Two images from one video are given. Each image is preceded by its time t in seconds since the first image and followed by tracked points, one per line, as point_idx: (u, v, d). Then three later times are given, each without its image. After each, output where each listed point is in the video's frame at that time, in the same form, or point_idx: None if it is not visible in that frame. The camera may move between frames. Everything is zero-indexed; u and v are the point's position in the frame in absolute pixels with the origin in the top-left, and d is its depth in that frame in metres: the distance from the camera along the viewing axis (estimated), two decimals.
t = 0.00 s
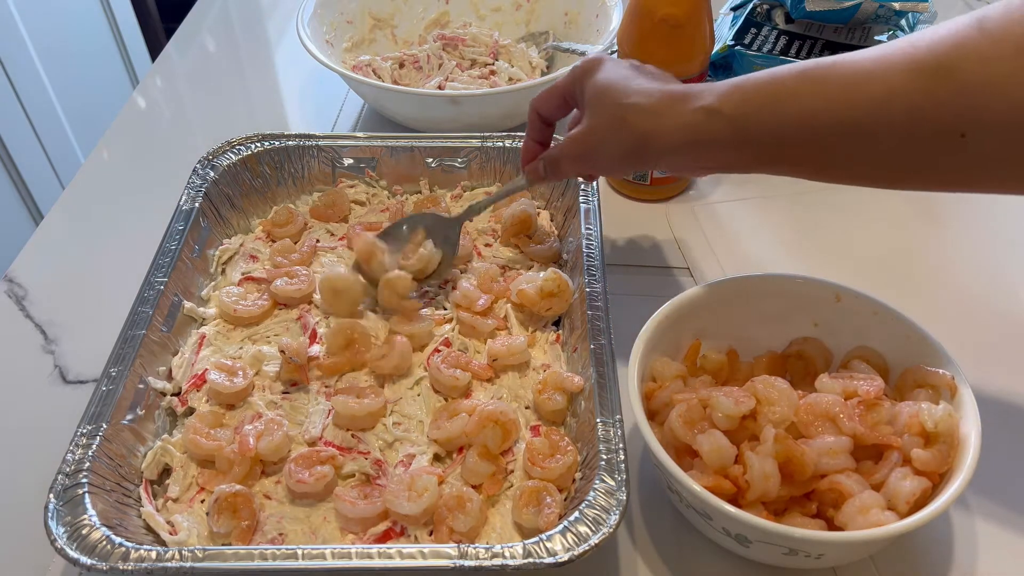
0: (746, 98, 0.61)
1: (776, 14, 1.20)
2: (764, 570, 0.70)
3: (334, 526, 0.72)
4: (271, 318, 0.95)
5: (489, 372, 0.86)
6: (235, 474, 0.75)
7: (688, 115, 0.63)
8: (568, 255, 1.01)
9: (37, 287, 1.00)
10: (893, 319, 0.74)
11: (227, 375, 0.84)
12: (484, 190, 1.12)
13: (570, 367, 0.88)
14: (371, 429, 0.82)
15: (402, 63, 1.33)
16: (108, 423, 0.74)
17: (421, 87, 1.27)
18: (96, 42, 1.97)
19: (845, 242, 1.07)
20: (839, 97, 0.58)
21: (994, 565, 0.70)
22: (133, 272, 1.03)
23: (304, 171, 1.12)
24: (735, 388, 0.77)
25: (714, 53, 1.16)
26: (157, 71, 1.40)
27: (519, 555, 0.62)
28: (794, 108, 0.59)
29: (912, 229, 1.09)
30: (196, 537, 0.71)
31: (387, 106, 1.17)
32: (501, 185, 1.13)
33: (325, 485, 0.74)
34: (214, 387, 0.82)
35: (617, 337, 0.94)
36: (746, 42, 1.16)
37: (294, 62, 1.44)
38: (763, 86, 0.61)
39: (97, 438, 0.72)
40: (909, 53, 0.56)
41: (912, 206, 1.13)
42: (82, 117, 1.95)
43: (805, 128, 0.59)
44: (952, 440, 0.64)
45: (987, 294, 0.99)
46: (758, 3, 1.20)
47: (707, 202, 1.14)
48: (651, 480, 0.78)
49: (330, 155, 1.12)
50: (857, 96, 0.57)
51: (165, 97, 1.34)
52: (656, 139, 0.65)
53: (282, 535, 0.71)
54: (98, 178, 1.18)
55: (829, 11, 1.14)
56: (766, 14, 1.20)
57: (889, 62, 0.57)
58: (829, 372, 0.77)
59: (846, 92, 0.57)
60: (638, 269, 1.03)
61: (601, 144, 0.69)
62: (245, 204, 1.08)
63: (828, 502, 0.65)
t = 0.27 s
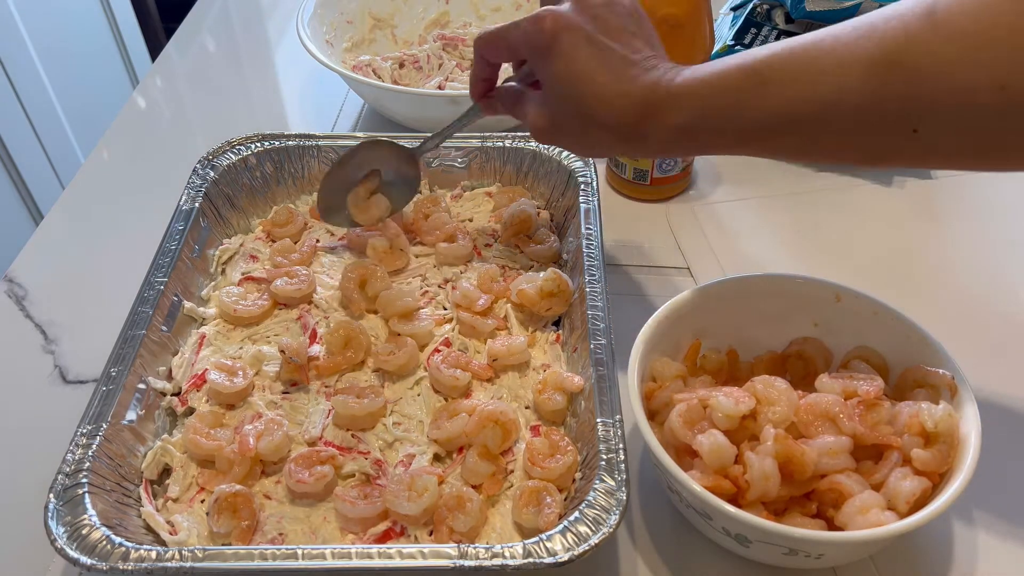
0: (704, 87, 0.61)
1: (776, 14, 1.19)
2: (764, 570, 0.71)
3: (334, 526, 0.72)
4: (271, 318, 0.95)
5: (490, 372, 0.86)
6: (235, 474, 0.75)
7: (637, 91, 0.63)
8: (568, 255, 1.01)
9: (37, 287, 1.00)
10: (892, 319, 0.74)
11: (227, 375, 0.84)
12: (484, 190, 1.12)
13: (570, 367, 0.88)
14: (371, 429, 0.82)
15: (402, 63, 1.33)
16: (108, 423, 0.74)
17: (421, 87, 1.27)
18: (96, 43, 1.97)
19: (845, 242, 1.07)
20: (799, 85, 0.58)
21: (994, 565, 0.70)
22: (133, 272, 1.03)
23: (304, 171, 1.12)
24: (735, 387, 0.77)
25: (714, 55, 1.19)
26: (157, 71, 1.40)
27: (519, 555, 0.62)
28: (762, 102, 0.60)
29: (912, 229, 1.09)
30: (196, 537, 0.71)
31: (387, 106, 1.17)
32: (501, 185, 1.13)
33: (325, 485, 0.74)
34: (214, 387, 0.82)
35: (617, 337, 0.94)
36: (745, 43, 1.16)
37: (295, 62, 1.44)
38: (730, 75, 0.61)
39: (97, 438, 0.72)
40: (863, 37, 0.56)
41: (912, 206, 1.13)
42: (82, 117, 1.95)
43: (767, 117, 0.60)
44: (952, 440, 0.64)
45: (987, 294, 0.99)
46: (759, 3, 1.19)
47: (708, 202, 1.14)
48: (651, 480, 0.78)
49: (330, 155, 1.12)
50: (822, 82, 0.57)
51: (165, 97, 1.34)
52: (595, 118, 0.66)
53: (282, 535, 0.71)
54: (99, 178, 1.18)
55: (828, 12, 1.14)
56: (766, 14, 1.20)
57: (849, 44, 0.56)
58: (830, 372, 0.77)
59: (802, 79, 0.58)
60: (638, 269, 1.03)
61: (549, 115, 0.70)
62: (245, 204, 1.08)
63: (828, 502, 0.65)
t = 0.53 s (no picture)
0: (783, 130, 0.53)
1: (775, 14, 1.20)
2: (764, 570, 0.71)
3: (334, 526, 0.72)
4: (271, 318, 0.95)
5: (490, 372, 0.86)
6: (235, 474, 0.75)
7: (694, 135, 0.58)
8: (568, 255, 1.01)
9: (37, 287, 1.00)
10: (892, 319, 0.75)
11: (227, 375, 0.84)
12: (484, 190, 1.12)
13: (570, 367, 0.88)
14: (371, 429, 0.82)
15: (402, 63, 1.33)
16: (108, 423, 0.74)
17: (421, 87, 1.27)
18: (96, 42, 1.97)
19: (845, 242, 1.07)
20: (868, 112, 0.52)
21: (993, 564, 0.70)
22: (133, 272, 1.03)
23: (304, 171, 1.12)
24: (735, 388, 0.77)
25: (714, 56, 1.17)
26: (157, 71, 1.40)
27: (519, 555, 0.62)
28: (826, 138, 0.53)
29: (912, 228, 1.09)
30: (196, 537, 0.71)
31: (387, 106, 1.17)
32: (501, 185, 1.13)
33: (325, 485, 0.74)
34: (214, 387, 0.82)
35: (617, 337, 0.94)
36: (745, 43, 1.16)
37: (295, 62, 1.44)
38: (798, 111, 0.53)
39: (97, 438, 0.72)
40: (940, 70, 0.52)
41: (912, 206, 1.13)
42: (82, 117, 1.95)
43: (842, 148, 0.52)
44: (952, 440, 0.64)
45: (987, 294, 0.99)
46: (758, 3, 1.20)
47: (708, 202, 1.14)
48: (651, 480, 0.78)
49: (330, 155, 1.12)
50: (892, 108, 0.52)
51: (165, 97, 1.34)
52: (731, 150, 0.54)
53: (282, 535, 0.71)
54: (98, 177, 1.18)
55: (828, 11, 1.14)
56: (766, 14, 1.21)
57: (930, 74, 0.52)
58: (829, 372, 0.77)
59: (886, 109, 0.52)
60: (638, 269, 1.03)
61: (675, 162, 0.57)
62: (245, 204, 1.08)
63: (828, 502, 0.65)
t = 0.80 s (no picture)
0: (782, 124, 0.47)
1: (776, 14, 1.20)
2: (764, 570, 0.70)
3: (334, 526, 0.72)
4: (271, 318, 0.95)
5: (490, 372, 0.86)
6: (235, 474, 0.75)
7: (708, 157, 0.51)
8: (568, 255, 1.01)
9: (37, 286, 1.00)
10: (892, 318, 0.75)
11: (227, 375, 0.84)
12: (484, 190, 1.12)
13: (570, 367, 0.88)
14: (371, 429, 0.82)
15: (402, 63, 1.33)
16: (108, 423, 0.74)
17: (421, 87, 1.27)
18: (96, 42, 1.97)
19: (845, 242, 1.07)
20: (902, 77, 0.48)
21: (993, 564, 0.70)
22: (132, 272, 1.03)
23: (304, 171, 1.12)
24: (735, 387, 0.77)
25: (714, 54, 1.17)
26: (157, 71, 1.40)
27: (519, 555, 0.62)
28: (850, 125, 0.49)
29: (912, 229, 1.09)
30: (196, 538, 0.71)
31: (387, 106, 1.17)
32: (501, 185, 1.13)
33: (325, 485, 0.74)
34: (214, 387, 0.82)
35: (617, 337, 0.93)
36: (746, 42, 1.16)
37: (295, 62, 1.44)
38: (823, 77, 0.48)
39: (97, 439, 0.72)
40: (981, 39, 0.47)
41: (912, 206, 1.13)
42: (82, 116, 1.95)
43: (888, 104, 0.48)
44: (952, 440, 0.64)
45: (987, 294, 0.99)
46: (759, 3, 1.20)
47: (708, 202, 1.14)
48: (651, 481, 0.78)
49: (329, 155, 1.11)
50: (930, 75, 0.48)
51: (165, 97, 1.34)
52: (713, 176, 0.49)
53: (282, 536, 0.71)
54: (98, 177, 1.18)
55: (828, 11, 1.13)
56: (766, 14, 1.21)
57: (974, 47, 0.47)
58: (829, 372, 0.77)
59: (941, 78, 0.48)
60: (638, 269, 1.03)
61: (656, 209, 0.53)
62: (245, 204, 1.08)
63: (828, 502, 0.65)
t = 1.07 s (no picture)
0: None
1: (775, 14, 1.21)
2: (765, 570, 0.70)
3: (334, 526, 0.72)
4: (271, 318, 0.95)
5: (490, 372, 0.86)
6: (235, 474, 0.75)
7: None
8: (568, 255, 1.01)
9: (37, 287, 1.00)
10: (891, 319, 0.75)
11: (227, 375, 0.84)
12: (484, 190, 1.12)
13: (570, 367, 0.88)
14: (371, 429, 0.82)
15: (402, 63, 1.33)
16: (108, 423, 0.74)
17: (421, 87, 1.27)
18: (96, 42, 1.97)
19: (845, 242, 1.07)
20: None
21: (993, 565, 0.70)
22: (132, 272, 1.03)
23: (304, 171, 1.12)
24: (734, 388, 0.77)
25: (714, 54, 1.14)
26: (157, 71, 1.40)
27: (519, 555, 0.62)
28: None
29: (912, 229, 1.09)
30: (196, 537, 0.71)
31: (387, 106, 1.17)
32: (501, 185, 1.13)
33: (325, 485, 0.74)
34: (214, 387, 0.82)
35: (617, 337, 0.93)
36: (746, 43, 1.16)
37: (295, 62, 1.44)
38: None
39: (97, 438, 0.72)
40: None
41: (912, 206, 1.13)
42: (82, 116, 1.95)
43: None
44: (952, 440, 0.64)
45: (987, 294, 0.99)
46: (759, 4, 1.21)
47: (708, 202, 1.14)
48: (651, 481, 0.78)
49: (329, 155, 1.12)
50: None
51: (165, 97, 1.34)
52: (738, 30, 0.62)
53: (282, 535, 0.71)
54: (98, 178, 1.18)
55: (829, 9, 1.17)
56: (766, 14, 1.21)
57: None
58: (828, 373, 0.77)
59: None
60: (638, 269, 1.03)
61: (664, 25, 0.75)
62: (245, 204, 1.08)
63: (828, 502, 0.65)
